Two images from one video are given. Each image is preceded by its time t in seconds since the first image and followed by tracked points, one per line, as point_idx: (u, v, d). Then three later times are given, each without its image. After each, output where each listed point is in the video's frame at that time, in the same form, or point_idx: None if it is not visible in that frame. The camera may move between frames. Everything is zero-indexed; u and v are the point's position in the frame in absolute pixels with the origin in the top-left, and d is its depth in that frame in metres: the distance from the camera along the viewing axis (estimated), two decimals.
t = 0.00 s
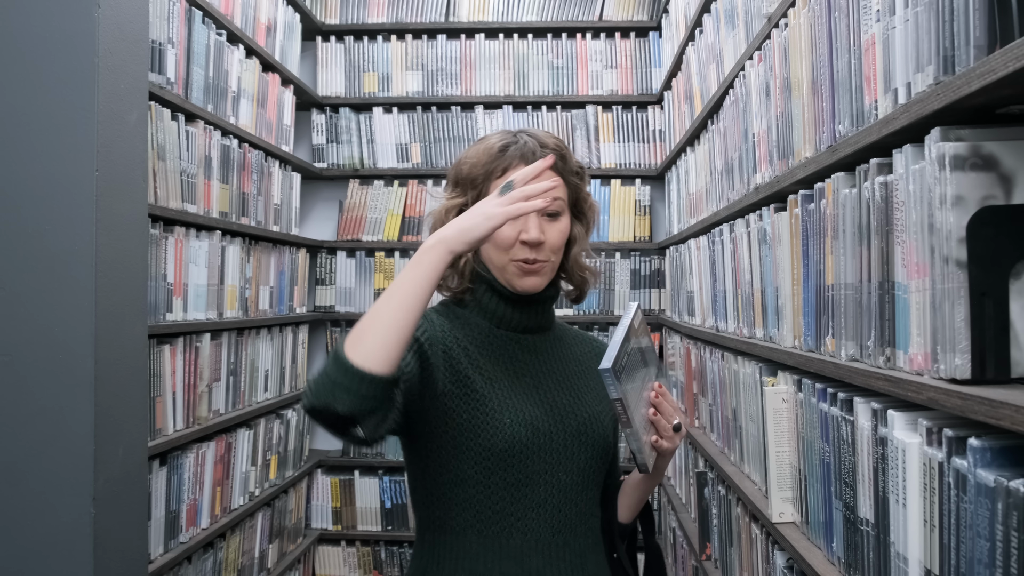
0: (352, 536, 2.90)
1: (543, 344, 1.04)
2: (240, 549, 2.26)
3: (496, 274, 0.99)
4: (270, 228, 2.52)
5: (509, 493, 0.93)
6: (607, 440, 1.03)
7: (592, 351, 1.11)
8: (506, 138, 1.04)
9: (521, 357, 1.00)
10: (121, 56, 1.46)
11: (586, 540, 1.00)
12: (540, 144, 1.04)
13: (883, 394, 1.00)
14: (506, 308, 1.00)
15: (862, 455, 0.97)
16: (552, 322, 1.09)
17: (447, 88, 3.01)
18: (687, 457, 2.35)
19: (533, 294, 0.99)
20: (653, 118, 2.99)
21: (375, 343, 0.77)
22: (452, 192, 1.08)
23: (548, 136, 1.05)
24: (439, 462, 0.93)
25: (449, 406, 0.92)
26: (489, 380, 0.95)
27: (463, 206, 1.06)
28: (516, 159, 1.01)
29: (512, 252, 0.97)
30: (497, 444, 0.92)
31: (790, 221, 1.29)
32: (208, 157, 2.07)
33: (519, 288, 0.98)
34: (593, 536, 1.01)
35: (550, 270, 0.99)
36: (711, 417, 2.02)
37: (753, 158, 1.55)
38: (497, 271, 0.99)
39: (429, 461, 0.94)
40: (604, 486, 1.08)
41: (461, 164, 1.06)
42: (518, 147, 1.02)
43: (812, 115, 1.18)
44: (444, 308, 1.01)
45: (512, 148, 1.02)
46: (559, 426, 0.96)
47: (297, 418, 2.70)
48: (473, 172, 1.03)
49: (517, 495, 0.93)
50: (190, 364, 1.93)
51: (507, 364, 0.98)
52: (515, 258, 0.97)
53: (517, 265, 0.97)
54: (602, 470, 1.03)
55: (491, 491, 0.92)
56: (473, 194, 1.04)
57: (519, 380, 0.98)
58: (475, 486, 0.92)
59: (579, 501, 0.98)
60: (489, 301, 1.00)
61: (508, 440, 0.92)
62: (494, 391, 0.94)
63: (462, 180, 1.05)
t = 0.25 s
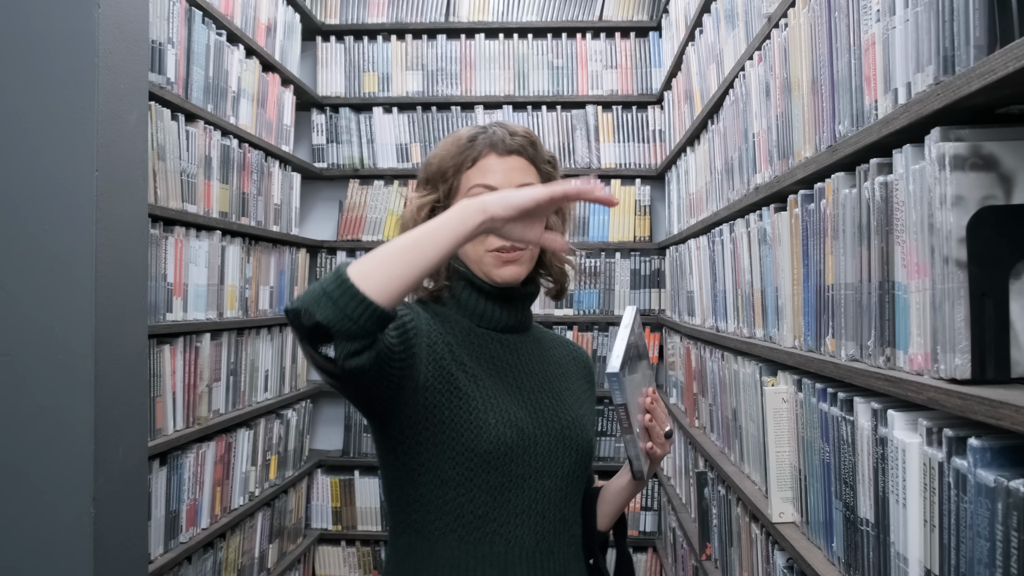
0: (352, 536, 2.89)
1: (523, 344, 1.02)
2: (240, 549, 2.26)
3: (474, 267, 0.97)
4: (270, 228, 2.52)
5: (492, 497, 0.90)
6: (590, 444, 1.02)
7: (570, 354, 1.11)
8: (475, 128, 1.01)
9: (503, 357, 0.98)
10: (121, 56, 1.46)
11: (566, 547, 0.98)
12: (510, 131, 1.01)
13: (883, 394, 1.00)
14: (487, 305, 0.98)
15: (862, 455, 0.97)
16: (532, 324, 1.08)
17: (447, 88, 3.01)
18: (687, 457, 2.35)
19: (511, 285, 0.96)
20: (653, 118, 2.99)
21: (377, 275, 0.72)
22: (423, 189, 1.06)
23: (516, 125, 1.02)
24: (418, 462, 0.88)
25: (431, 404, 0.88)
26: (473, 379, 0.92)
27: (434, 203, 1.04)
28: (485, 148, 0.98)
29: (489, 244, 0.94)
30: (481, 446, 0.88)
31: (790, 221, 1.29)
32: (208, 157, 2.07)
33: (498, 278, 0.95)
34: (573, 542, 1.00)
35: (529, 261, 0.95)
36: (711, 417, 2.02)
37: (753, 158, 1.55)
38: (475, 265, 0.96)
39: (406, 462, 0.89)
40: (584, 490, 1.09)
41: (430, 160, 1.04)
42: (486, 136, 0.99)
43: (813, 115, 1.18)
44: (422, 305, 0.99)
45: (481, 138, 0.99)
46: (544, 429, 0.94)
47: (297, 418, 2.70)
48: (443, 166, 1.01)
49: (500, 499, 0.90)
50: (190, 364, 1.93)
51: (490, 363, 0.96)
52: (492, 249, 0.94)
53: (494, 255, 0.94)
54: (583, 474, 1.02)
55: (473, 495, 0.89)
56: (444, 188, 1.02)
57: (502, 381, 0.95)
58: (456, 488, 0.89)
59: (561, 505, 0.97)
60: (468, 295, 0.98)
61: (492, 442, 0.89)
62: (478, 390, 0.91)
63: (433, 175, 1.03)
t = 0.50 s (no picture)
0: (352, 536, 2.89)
1: (496, 350, 1.03)
2: (240, 549, 2.26)
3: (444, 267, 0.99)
4: (270, 228, 2.52)
5: (468, 504, 0.89)
6: (565, 452, 1.03)
7: (543, 365, 1.13)
8: (441, 130, 1.08)
9: (478, 362, 0.99)
10: (121, 56, 1.46)
11: (538, 558, 0.98)
12: (475, 129, 1.09)
13: (883, 394, 1.00)
14: (461, 307, 1.00)
15: (862, 455, 0.97)
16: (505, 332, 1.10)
17: (447, 88, 3.01)
18: (687, 457, 2.35)
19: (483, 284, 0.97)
20: (653, 118, 2.99)
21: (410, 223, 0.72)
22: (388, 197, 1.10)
23: (482, 124, 1.10)
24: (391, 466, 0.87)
25: (408, 406, 0.87)
26: (451, 384, 0.92)
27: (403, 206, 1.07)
28: (451, 147, 1.05)
29: (460, 244, 0.96)
30: (458, 450, 0.88)
31: (790, 221, 1.29)
32: (208, 157, 2.07)
33: (469, 277, 0.97)
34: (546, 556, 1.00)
35: (502, 258, 0.98)
36: (711, 417, 2.02)
37: (753, 158, 1.55)
38: (446, 266, 0.98)
39: (379, 466, 0.87)
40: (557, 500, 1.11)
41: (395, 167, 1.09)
42: (452, 137, 1.06)
43: (813, 115, 1.18)
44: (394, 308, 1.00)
45: (447, 140, 1.05)
46: (520, 435, 0.95)
47: (297, 418, 2.70)
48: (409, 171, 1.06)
49: (475, 507, 0.89)
50: (190, 364, 1.93)
51: (465, 368, 0.97)
52: (464, 250, 0.96)
53: (466, 256, 0.96)
54: (558, 485, 1.02)
55: (448, 502, 0.88)
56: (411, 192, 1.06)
57: (478, 385, 0.96)
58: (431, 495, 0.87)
59: (536, 516, 0.96)
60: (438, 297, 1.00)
61: (470, 446, 0.89)
62: (455, 393, 0.91)
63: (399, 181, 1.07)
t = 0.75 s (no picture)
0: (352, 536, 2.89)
1: (472, 357, 1.03)
2: (240, 549, 2.26)
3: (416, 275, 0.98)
4: (270, 228, 2.52)
5: (441, 514, 0.89)
6: (542, 460, 1.03)
7: (520, 372, 1.13)
8: (405, 133, 1.02)
9: (454, 368, 0.98)
10: (121, 56, 1.46)
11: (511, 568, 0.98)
12: (442, 133, 1.03)
13: (883, 394, 1.00)
14: (434, 313, 1.00)
15: (862, 455, 0.97)
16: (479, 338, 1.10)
17: (447, 88, 3.01)
18: (687, 457, 2.35)
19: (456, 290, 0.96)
20: (653, 118, 2.99)
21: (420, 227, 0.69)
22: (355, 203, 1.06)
23: (447, 127, 1.04)
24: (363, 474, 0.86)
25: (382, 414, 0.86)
26: (426, 391, 0.91)
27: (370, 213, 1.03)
28: (416, 152, 0.99)
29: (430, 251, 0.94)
30: (432, 459, 0.88)
31: (790, 221, 1.29)
32: (208, 157, 2.07)
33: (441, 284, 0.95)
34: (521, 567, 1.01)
35: (474, 263, 0.96)
36: (711, 417, 2.02)
37: (753, 158, 1.55)
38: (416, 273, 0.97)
39: (351, 473, 0.86)
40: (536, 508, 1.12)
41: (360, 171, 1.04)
42: (417, 140, 1.00)
43: (812, 115, 1.18)
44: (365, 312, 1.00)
45: (411, 143, 1.00)
46: (496, 444, 0.95)
47: (297, 418, 2.70)
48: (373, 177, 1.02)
49: (448, 517, 0.90)
50: (190, 364, 1.93)
51: (440, 374, 0.96)
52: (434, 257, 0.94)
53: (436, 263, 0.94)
54: (534, 494, 1.02)
55: (420, 512, 0.88)
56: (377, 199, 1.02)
57: (453, 393, 0.96)
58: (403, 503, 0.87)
59: (510, 528, 0.97)
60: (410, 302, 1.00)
61: (444, 455, 0.89)
62: (430, 401, 0.91)
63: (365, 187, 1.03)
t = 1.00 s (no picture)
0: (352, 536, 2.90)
1: (457, 360, 1.03)
2: (240, 549, 2.26)
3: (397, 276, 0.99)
4: (270, 228, 2.52)
5: (422, 522, 0.90)
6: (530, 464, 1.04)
7: (508, 374, 1.13)
8: (383, 133, 1.03)
9: (437, 373, 0.98)
10: (121, 56, 1.46)
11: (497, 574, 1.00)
12: (420, 131, 1.03)
13: (883, 394, 1.00)
14: (418, 316, 1.00)
15: (862, 455, 0.97)
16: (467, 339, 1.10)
17: (447, 88, 3.01)
18: (687, 457, 2.35)
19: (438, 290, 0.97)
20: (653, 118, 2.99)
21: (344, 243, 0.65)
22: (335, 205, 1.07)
23: (426, 124, 1.05)
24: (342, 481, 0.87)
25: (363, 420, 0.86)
26: (409, 397, 0.91)
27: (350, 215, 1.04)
28: (394, 151, 1.00)
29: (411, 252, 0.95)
30: (413, 466, 0.88)
31: (790, 221, 1.29)
32: (208, 157, 2.07)
33: (424, 284, 0.96)
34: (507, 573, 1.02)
35: (457, 262, 0.97)
36: (711, 417, 2.02)
37: (753, 158, 1.55)
38: (398, 274, 0.98)
39: (330, 481, 0.87)
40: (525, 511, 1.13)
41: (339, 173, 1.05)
42: (395, 139, 1.01)
43: (813, 115, 1.18)
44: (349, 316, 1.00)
45: (388, 143, 1.01)
46: (479, 451, 0.95)
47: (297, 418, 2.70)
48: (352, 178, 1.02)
49: (429, 524, 0.91)
50: (190, 364, 1.93)
51: (424, 379, 0.96)
52: (415, 257, 0.96)
53: (417, 263, 0.96)
54: (521, 500, 1.03)
55: (401, 521, 0.89)
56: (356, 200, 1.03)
57: (436, 398, 0.96)
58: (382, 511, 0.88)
59: (495, 534, 0.98)
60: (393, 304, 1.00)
61: (425, 462, 0.89)
62: (412, 406, 0.91)
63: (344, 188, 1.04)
